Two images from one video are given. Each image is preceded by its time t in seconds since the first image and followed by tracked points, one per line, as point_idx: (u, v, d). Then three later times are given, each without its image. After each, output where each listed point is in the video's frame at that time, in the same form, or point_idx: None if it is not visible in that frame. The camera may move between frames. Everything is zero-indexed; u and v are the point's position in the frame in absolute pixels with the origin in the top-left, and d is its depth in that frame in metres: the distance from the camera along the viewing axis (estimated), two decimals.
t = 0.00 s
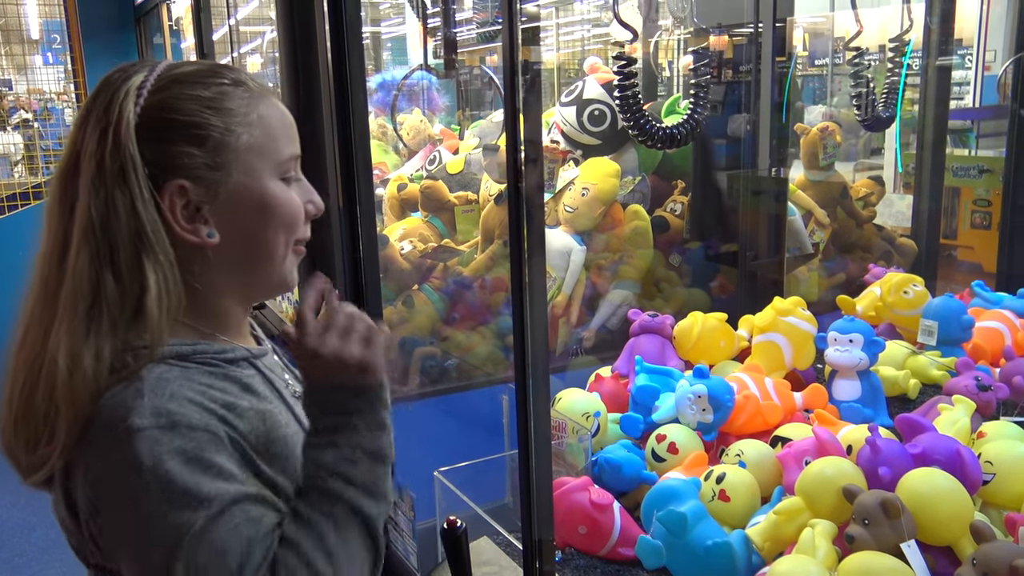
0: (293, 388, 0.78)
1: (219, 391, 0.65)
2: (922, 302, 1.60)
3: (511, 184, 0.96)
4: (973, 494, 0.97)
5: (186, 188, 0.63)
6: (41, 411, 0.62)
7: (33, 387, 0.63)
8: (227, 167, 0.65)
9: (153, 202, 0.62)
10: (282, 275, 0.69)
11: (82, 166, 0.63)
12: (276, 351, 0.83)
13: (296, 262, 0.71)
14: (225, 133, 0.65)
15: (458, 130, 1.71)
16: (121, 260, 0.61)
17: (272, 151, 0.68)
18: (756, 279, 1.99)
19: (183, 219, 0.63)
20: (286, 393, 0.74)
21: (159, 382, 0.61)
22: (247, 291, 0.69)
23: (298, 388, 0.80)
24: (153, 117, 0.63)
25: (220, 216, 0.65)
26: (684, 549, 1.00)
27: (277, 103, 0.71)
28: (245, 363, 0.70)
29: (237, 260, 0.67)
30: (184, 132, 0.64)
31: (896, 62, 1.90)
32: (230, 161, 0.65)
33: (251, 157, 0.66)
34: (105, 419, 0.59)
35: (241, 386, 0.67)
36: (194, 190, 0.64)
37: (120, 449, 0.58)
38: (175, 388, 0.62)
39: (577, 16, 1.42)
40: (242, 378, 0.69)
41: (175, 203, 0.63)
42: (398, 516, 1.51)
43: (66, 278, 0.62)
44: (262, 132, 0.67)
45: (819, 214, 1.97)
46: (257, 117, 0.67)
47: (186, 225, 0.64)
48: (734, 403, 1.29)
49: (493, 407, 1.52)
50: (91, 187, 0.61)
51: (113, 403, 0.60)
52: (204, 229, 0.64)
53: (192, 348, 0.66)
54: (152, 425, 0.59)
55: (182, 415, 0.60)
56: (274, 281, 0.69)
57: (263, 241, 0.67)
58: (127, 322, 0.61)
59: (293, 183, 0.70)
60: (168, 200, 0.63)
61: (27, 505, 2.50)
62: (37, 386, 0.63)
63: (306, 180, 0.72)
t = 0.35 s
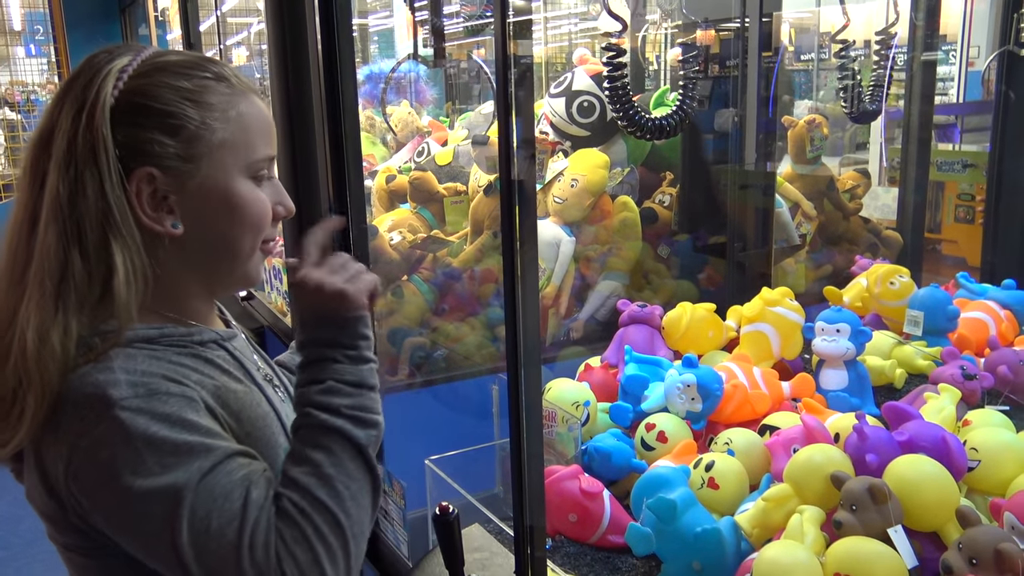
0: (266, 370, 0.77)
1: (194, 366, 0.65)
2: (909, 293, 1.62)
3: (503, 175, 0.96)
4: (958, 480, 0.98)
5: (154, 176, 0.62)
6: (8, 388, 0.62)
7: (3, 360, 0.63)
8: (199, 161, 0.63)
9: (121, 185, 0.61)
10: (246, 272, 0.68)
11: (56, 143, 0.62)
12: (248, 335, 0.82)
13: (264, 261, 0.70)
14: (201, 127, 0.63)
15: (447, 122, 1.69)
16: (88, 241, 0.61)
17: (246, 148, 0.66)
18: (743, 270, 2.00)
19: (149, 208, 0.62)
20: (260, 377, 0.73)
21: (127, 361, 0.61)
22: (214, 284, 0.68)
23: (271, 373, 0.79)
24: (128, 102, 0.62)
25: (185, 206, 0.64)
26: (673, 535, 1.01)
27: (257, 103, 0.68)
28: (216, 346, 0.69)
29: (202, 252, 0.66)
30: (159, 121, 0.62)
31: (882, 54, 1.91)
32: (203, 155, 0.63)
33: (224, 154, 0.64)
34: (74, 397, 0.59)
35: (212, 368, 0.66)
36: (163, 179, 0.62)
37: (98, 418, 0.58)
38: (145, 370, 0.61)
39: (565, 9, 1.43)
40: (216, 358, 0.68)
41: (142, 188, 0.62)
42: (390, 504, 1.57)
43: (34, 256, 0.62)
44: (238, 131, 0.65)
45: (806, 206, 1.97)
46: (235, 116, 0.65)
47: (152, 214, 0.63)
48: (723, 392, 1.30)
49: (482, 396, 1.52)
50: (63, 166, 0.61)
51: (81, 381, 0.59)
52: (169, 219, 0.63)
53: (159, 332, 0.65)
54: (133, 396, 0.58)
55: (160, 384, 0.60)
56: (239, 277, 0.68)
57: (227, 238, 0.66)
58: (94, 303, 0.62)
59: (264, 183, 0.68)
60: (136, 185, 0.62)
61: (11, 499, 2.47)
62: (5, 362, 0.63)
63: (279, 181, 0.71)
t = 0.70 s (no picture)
0: (257, 363, 0.86)
1: (169, 374, 0.72)
2: (899, 286, 1.63)
3: (497, 166, 0.96)
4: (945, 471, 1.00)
5: (141, 162, 0.72)
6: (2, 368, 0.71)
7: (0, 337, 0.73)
8: (181, 139, 0.74)
9: (109, 172, 0.71)
10: (239, 249, 0.79)
11: (39, 135, 0.72)
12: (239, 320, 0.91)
13: (252, 238, 0.81)
14: (181, 105, 0.74)
15: (440, 112, 1.69)
16: (77, 229, 0.70)
17: (227, 124, 0.77)
18: (735, 261, 2.03)
19: (138, 192, 0.73)
20: (246, 369, 0.83)
21: (115, 363, 0.69)
22: (204, 263, 0.78)
23: (259, 360, 0.88)
24: (106, 85, 0.72)
25: (173, 188, 0.74)
26: (663, 523, 1.02)
27: (236, 77, 0.79)
28: (206, 336, 0.79)
29: (193, 230, 0.76)
30: (140, 103, 0.72)
31: (875, 49, 1.74)
32: (184, 133, 0.74)
33: (206, 130, 0.75)
34: (57, 391, 0.67)
35: (200, 363, 0.76)
36: (150, 163, 0.73)
37: (63, 439, 0.64)
38: (131, 372, 0.69)
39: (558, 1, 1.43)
40: (197, 353, 0.76)
41: (131, 174, 0.72)
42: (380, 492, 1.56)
43: (27, 245, 0.72)
44: (219, 104, 0.77)
45: (797, 199, 2.00)
46: (214, 90, 0.76)
47: (143, 198, 0.73)
48: (714, 382, 1.31)
49: (473, 384, 1.53)
50: (48, 159, 0.71)
51: (68, 380, 0.67)
52: (159, 203, 0.74)
53: (154, 324, 0.74)
54: (93, 418, 0.65)
55: (124, 414, 0.66)
56: (229, 257, 0.79)
57: (221, 216, 0.77)
58: (85, 296, 0.71)
59: (251, 156, 0.80)
60: (124, 171, 0.72)
61: None
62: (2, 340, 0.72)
63: (265, 153, 0.83)
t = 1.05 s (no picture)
0: (228, 361, 0.86)
1: (146, 373, 0.73)
2: (866, 280, 1.66)
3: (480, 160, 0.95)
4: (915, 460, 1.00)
5: (105, 155, 0.71)
6: None
7: None
8: (149, 135, 0.73)
9: (71, 165, 0.70)
10: (208, 251, 0.78)
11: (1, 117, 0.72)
12: (209, 320, 0.90)
13: (223, 237, 0.80)
14: (152, 99, 0.73)
15: (412, 105, 1.67)
16: (39, 221, 0.70)
17: (201, 121, 0.76)
18: (707, 256, 2.02)
19: (101, 185, 0.72)
20: (218, 368, 0.82)
21: (91, 363, 0.70)
22: (171, 260, 0.77)
23: (230, 359, 0.87)
24: (79, 73, 0.71)
25: (139, 184, 0.73)
26: (640, 515, 1.02)
27: (211, 69, 0.78)
28: (177, 336, 0.79)
29: (161, 230, 0.75)
30: (110, 94, 0.71)
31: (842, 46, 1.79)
32: (153, 129, 0.73)
33: (178, 125, 0.74)
34: (32, 396, 0.69)
35: (173, 363, 0.76)
36: (114, 157, 0.72)
37: (45, 442, 0.67)
38: (108, 371, 0.71)
39: None
40: (170, 353, 0.77)
41: (93, 167, 0.71)
42: (355, 486, 1.54)
43: None
44: (192, 99, 0.75)
45: (767, 194, 2.03)
46: (188, 84, 0.75)
47: (106, 194, 0.72)
48: (687, 375, 1.32)
49: (446, 378, 1.53)
50: (9, 144, 0.70)
51: (43, 384, 0.69)
52: (123, 201, 0.73)
53: (125, 322, 0.74)
54: (74, 420, 0.67)
55: (106, 414, 0.68)
56: (196, 255, 0.77)
57: (191, 215, 0.76)
58: (50, 290, 0.71)
59: (224, 155, 0.79)
60: (87, 164, 0.71)
61: None
62: None
63: (239, 152, 0.81)
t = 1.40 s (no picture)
0: (156, 367, 0.79)
1: (72, 389, 0.66)
2: (776, 275, 1.71)
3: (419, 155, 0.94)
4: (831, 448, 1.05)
5: (36, 152, 0.66)
6: None
7: None
8: (83, 130, 0.68)
9: None
10: (142, 249, 0.73)
11: None
12: (131, 325, 0.83)
13: (156, 237, 0.76)
14: (87, 91, 0.68)
15: (323, 97, 1.66)
16: None
17: (136, 116, 0.71)
18: (624, 251, 2.04)
19: (31, 185, 0.67)
20: (147, 374, 0.76)
21: (11, 384, 0.64)
22: (98, 260, 0.72)
23: (160, 368, 0.80)
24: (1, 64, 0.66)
25: (71, 183, 0.68)
26: (569, 509, 1.03)
27: (143, 60, 0.74)
28: (101, 344, 0.72)
29: (93, 229, 0.70)
30: (38, 85, 0.66)
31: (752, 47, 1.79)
32: (87, 123, 0.68)
33: (112, 119, 0.70)
34: None
35: (100, 375, 0.70)
36: (45, 154, 0.66)
37: None
38: (32, 391, 0.64)
39: None
40: (95, 365, 0.70)
41: (24, 165, 0.66)
42: (277, 490, 1.51)
43: None
44: (126, 92, 0.71)
45: (679, 190, 2.04)
46: (123, 75, 0.71)
47: (34, 192, 0.67)
48: (612, 369, 1.33)
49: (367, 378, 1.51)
50: None
51: None
52: (53, 200, 0.68)
53: (45, 335, 0.68)
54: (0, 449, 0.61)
55: (34, 439, 0.62)
56: (128, 254, 0.73)
57: (124, 214, 0.71)
58: None
59: (157, 150, 0.74)
60: (15, 163, 0.65)
61: None
62: None
63: (171, 148, 0.76)
